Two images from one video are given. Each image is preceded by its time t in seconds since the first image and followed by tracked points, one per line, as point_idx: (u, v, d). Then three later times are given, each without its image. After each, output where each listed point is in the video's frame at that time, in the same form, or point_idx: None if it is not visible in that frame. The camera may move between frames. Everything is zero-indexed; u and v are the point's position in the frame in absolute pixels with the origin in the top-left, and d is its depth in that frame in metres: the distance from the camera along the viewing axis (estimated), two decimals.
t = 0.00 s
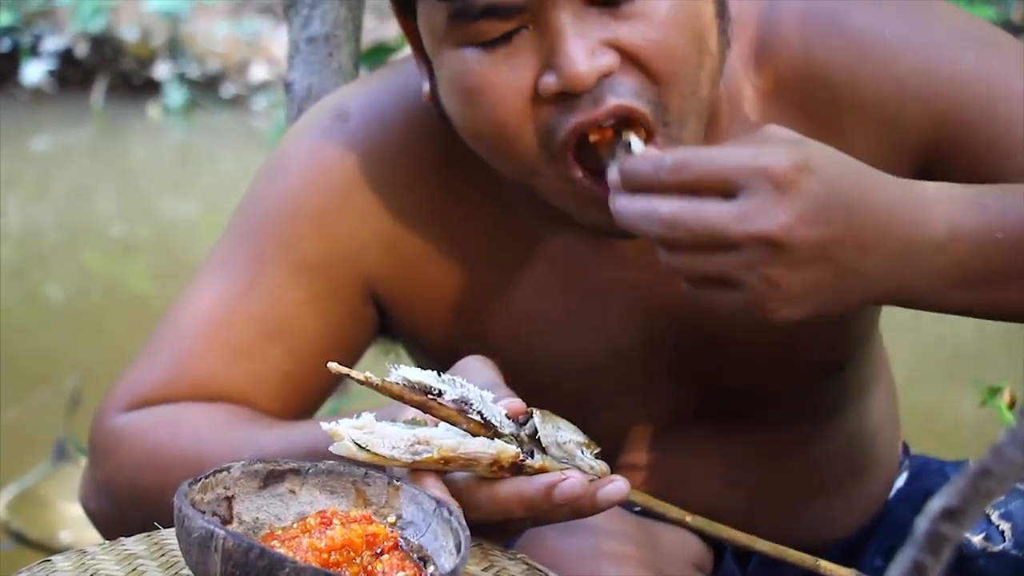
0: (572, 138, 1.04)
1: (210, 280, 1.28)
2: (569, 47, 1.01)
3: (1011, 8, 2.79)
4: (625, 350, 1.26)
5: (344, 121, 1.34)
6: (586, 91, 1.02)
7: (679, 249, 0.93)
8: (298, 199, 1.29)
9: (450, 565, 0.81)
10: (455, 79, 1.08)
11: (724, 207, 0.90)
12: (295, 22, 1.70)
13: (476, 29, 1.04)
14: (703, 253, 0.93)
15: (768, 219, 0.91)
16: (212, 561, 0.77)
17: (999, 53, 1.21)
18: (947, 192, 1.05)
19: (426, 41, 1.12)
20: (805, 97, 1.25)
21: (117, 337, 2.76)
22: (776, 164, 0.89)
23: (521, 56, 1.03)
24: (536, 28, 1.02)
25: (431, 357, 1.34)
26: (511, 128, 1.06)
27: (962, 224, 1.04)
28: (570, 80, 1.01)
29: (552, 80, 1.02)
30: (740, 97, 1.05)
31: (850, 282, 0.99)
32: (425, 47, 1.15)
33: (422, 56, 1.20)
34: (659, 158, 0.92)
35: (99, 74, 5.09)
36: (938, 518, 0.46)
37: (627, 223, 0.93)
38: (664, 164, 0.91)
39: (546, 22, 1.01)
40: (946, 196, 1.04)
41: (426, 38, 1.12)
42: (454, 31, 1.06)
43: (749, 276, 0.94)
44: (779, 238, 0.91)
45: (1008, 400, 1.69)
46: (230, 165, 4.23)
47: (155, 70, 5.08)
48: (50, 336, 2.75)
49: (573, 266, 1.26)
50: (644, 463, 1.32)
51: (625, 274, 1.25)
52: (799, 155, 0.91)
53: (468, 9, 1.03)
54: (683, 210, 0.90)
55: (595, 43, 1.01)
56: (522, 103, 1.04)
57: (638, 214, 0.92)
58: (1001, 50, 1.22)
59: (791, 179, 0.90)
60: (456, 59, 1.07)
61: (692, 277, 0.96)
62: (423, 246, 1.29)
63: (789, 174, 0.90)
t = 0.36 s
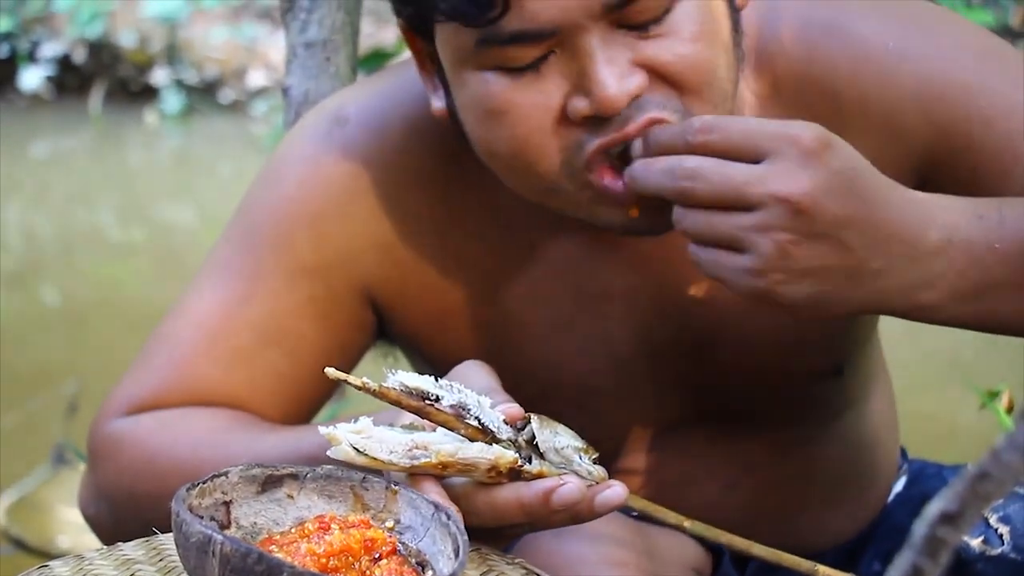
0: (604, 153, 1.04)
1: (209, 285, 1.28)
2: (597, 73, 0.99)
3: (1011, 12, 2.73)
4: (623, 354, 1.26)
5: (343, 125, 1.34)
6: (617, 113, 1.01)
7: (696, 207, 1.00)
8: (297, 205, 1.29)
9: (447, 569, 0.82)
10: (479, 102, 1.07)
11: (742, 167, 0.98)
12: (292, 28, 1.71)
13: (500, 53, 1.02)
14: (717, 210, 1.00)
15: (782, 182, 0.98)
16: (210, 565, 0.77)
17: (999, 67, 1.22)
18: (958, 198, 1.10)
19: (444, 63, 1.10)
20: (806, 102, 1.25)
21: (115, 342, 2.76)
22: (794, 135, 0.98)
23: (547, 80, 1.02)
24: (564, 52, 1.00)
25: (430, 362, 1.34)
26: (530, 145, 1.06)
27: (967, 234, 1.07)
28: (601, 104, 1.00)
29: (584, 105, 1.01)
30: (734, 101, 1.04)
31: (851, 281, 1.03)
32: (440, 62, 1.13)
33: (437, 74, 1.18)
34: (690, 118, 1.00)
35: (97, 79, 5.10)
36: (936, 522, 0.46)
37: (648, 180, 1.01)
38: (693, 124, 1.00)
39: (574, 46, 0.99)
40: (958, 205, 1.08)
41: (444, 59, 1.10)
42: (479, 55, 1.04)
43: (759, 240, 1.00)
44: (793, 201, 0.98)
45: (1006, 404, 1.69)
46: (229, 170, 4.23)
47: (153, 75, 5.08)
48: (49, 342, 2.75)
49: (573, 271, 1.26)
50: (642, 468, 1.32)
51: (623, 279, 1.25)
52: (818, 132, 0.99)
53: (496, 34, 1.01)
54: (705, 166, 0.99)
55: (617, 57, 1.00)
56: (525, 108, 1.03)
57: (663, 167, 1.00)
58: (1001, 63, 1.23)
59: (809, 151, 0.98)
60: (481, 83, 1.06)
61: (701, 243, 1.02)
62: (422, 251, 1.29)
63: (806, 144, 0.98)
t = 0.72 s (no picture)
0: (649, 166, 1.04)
1: (208, 282, 1.28)
2: (636, 78, 0.99)
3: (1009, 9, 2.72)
4: (621, 351, 1.26)
5: (344, 123, 1.32)
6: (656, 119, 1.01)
7: (747, 226, 1.00)
8: (296, 202, 1.29)
9: (445, 565, 0.82)
10: (510, 108, 1.06)
11: (798, 188, 0.98)
12: (291, 24, 1.71)
13: (537, 58, 1.01)
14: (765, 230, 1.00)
15: (836, 206, 0.98)
16: (208, 561, 0.77)
17: (1003, 77, 1.25)
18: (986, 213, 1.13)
19: (472, 75, 1.09)
20: (807, 102, 1.26)
21: (113, 339, 2.76)
22: (849, 158, 0.98)
23: (585, 85, 1.01)
24: (601, 57, 0.99)
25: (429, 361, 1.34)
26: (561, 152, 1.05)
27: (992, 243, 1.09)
28: (641, 110, 1.00)
29: (626, 112, 1.00)
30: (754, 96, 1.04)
31: (899, 301, 1.04)
32: (465, 70, 1.11)
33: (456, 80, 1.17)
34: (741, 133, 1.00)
35: (95, 76, 5.09)
36: (932, 518, 0.46)
37: (697, 195, 1.00)
38: (744, 139, 1.00)
39: (612, 50, 0.99)
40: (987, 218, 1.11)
41: (471, 64, 1.09)
42: (514, 60, 1.02)
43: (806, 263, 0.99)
44: (848, 225, 0.98)
45: (1005, 400, 1.69)
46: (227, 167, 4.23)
47: (150, 72, 5.08)
48: (47, 339, 2.75)
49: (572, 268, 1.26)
50: (640, 464, 1.32)
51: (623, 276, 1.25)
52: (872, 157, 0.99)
53: (535, 39, 0.99)
54: (759, 185, 0.98)
55: (654, 62, 0.99)
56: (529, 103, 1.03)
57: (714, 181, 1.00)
58: (1005, 73, 1.25)
59: (863, 176, 0.98)
60: (513, 89, 1.04)
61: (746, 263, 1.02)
62: (422, 246, 1.28)
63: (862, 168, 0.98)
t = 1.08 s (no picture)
0: (726, 170, 1.03)
1: (208, 280, 1.28)
2: (705, 88, 0.98)
3: (1008, 7, 2.71)
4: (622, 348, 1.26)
5: (349, 122, 1.32)
6: (729, 125, 1.01)
7: (798, 248, 1.01)
8: (297, 200, 1.28)
9: (444, 562, 0.82)
10: (580, 136, 1.04)
11: (856, 224, 0.98)
12: (288, 21, 1.69)
13: (604, 81, 1.00)
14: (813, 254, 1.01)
15: (891, 249, 0.98)
16: (206, 559, 0.77)
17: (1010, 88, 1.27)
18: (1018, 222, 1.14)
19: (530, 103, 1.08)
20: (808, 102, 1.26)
21: (112, 337, 2.75)
22: (912, 200, 0.98)
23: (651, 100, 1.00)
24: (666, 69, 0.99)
25: (428, 360, 1.33)
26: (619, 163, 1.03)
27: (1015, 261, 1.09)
28: (714, 119, 0.99)
29: (699, 122, 1.00)
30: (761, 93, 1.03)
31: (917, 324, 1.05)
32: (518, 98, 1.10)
33: (495, 111, 1.17)
34: (809, 155, 1.00)
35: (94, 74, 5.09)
36: (930, 516, 0.46)
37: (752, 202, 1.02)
38: (811, 163, 0.99)
39: (674, 61, 0.98)
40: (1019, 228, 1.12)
41: (528, 92, 1.07)
42: (583, 87, 1.01)
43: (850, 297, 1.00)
44: (894, 268, 0.99)
45: (1004, 399, 1.69)
46: (226, 165, 4.22)
47: (149, 70, 5.08)
48: (46, 336, 2.74)
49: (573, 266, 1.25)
50: (639, 463, 1.33)
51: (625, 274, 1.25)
52: (932, 198, 0.99)
53: (603, 61, 0.99)
54: (814, 214, 0.99)
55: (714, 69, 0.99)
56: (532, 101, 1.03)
57: (768, 198, 1.01)
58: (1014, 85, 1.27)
59: (921, 220, 0.98)
60: (581, 117, 1.03)
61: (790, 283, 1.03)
62: (424, 245, 1.27)
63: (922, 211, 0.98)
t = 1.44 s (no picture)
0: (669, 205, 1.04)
1: (206, 276, 1.27)
2: (662, 125, 0.98)
3: (1006, 5, 2.71)
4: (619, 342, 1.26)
5: (344, 115, 1.32)
6: (677, 164, 1.01)
7: (918, 290, 1.05)
8: (295, 195, 1.28)
9: (440, 559, 0.82)
10: (534, 134, 1.04)
11: (965, 254, 1.06)
12: (286, 16, 1.70)
13: (562, 94, 0.99)
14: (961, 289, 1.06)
15: None
16: (203, 554, 0.77)
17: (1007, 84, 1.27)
18: None
19: (497, 91, 1.06)
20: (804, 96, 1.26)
21: (110, 333, 2.75)
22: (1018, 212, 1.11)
23: (609, 123, 1.00)
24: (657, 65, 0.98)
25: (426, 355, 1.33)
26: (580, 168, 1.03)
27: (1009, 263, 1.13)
28: (664, 155, 0.99)
29: (652, 153, 0.99)
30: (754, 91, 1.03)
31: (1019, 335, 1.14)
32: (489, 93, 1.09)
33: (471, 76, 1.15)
34: (938, 195, 1.04)
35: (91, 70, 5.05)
36: (927, 509, 0.46)
37: (862, 249, 1.02)
38: (936, 204, 1.04)
39: (639, 90, 0.97)
40: None
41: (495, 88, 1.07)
42: (544, 95, 1.00)
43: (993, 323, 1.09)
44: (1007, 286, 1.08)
45: (1001, 395, 1.69)
46: (225, 162, 4.22)
47: (147, 66, 5.06)
48: (44, 333, 2.74)
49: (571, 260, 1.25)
50: (635, 457, 1.33)
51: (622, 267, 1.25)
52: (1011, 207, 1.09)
53: (564, 78, 0.97)
54: (936, 254, 1.04)
55: (678, 105, 0.98)
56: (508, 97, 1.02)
57: (885, 247, 1.03)
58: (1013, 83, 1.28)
59: None
60: (537, 119, 1.03)
61: (898, 321, 1.07)
62: (420, 240, 1.27)
63: None
